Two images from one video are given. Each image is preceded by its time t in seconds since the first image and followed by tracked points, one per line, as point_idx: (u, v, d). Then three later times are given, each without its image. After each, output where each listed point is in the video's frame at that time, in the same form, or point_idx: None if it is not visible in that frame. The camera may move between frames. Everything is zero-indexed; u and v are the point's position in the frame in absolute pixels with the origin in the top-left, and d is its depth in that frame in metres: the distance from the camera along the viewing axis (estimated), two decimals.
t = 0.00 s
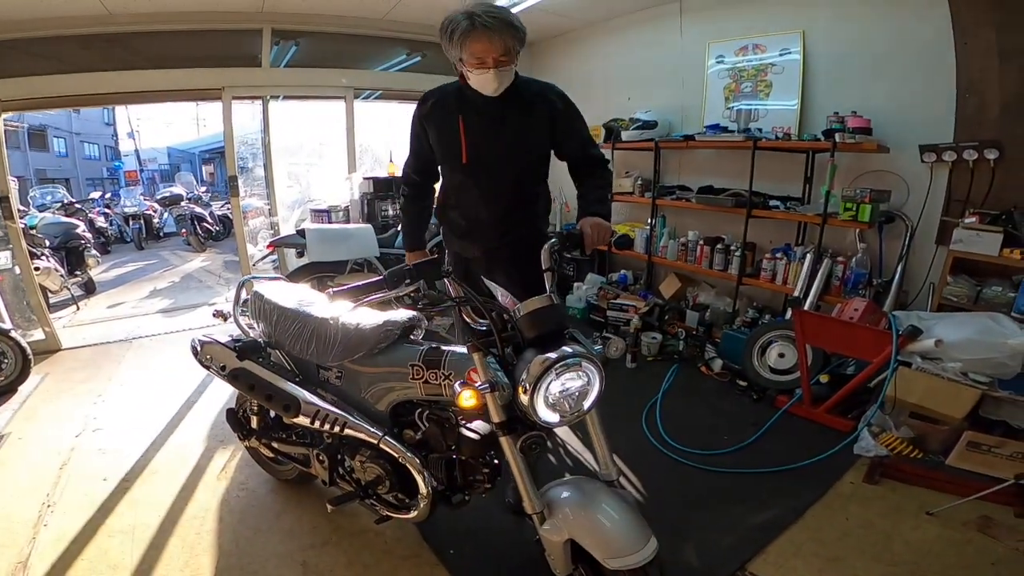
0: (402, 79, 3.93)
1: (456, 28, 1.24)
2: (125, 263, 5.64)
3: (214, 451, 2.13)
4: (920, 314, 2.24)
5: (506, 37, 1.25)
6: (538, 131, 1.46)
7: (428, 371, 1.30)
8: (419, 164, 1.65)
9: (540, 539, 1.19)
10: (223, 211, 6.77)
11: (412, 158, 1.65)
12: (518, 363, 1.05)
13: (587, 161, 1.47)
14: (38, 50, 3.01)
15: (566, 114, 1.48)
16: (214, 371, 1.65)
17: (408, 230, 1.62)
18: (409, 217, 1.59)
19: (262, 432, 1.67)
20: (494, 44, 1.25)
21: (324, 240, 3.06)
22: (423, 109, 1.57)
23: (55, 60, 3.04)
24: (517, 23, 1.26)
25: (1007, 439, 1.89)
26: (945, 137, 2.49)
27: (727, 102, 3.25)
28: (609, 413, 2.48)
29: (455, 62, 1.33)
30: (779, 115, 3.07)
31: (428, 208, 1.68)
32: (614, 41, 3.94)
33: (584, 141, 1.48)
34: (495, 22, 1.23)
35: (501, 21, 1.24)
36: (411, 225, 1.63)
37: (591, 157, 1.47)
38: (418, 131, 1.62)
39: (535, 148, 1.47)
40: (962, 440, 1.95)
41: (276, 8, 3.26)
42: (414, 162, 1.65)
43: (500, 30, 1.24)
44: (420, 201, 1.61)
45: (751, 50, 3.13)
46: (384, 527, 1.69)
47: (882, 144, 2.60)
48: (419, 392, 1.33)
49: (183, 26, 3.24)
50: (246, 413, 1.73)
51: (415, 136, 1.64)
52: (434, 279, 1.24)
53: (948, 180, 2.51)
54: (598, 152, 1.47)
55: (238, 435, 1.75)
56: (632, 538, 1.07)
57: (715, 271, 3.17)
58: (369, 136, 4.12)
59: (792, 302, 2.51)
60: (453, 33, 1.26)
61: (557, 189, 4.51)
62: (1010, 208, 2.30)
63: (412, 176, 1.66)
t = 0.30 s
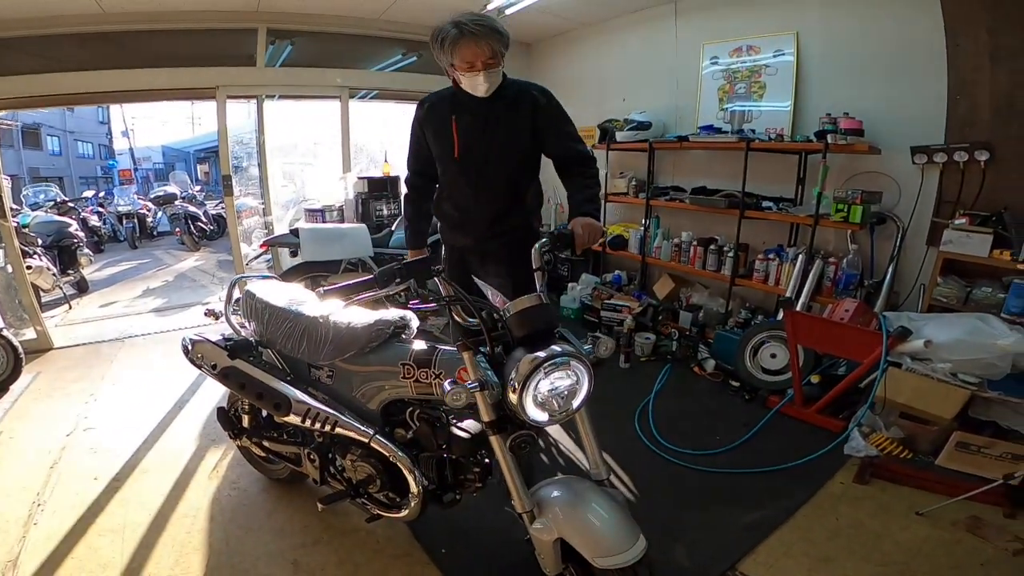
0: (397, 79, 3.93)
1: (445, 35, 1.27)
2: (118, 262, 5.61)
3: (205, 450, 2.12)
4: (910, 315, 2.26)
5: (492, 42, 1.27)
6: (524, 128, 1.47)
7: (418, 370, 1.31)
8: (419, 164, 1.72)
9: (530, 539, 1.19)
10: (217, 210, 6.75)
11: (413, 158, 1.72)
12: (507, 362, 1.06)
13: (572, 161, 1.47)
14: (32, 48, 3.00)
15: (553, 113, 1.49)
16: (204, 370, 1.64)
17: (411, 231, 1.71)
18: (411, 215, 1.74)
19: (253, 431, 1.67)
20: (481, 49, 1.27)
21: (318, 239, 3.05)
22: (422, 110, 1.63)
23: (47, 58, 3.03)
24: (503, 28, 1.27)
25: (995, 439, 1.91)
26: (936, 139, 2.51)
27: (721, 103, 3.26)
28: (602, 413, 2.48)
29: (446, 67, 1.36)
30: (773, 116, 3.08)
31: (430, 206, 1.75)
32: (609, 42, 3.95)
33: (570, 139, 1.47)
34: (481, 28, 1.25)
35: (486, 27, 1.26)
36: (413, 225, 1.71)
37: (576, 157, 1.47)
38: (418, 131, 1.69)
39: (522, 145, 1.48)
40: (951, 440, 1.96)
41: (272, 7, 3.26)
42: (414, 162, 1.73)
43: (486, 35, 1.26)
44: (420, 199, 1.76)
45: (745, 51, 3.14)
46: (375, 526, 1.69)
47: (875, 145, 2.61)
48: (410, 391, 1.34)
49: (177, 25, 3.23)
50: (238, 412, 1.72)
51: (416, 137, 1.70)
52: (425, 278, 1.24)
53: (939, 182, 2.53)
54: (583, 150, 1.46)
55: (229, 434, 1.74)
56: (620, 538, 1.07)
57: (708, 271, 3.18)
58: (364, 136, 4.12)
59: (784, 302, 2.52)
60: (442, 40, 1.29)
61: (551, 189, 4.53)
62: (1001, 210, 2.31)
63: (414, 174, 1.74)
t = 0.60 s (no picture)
0: (393, 78, 3.92)
1: (442, 36, 1.32)
2: (111, 260, 5.58)
3: (197, 449, 2.11)
4: (901, 314, 2.28)
5: (487, 42, 1.31)
6: (520, 128, 1.52)
7: (410, 368, 1.30)
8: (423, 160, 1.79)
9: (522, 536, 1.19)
10: (211, 209, 6.72)
11: (418, 154, 1.80)
12: (498, 360, 1.06)
13: (566, 159, 1.45)
14: (24, 45, 2.98)
15: (548, 111, 1.51)
16: (195, 368, 1.63)
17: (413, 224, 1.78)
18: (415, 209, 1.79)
19: (245, 430, 1.66)
20: (476, 47, 1.31)
21: (313, 237, 3.05)
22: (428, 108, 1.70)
23: (40, 55, 3.01)
24: (498, 28, 1.31)
25: (984, 438, 1.93)
26: (928, 140, 2.52)
27: (716, 103, 3.28)
28: (596, 412, 2.48)
29: (445, 64, 1.41)
30: (767, 116, 3.10)
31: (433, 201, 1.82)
32: (605, 41, 3.95)
33: (562, 137, 1.48)
34: (476, 29, 1.30)
35: (481, 27, 1.30)
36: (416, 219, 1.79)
37: (571, 155, 1.45)
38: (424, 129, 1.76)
39: (517, 144, 1.53)
40: (941, 439, 1.98)
41: (267, 5, 3.25)
42: (419, 158, 1.80)
43: (481, 36, 1.30)
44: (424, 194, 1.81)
45: (740, 51, 3.15)
46: (367, 525, 1.69)
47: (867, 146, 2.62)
48: (402, 388, 1.34)
49: (171, 22, 3.21)
50: (230, 410, 1.72)
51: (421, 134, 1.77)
52: (415, 274, 1.24)
53: (931, 182, 2.54)
54: (577, 149, 1.46)
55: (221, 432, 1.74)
56: (610, 537, 1.07)
57: (701, 271, 3.19)
58: (359, 135, 4.11)
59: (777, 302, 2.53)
60: (440, 40, 1.34)
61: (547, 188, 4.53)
62: (992, 210, 2.33)
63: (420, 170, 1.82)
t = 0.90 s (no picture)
0: (389, 76, 3.91)
1: (462, 32, 1.35)
2: (104, 258, 5.55)
3: (191, 447, 2.10)
4: (893, 313, 2.29)
5: (504, 40, 1.34)
6: (532, 128, 1.56)
7: (404, 365, 1.31)
8: (437, 157, 1.83)
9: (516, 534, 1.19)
10: (206, 207, 6.69)
11: (431, 151, 1.84)
12: (492, 357, 1.06)
13: (568, 159, 1.49)
14: (15, 42, 2.95)
15: (559, 113, 1.54)
16: (189, 365, 1.63)
17: (425, 220, 1.81)
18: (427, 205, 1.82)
19: (239, 429, 1.66)
20: (494, 44, 1.34)
21: (308, 235, 3.04)
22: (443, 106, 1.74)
23: (33, 52, 2.99)
24: (516, 27, 1.34)
25: (976, 436, 1.95)
26: (922, 140, 2.54)
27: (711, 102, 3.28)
28: (591, 410, 2.49)
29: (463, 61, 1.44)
30: (762, 116, 3.10)
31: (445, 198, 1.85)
32: (601, 40, 3.95)
33: (571, 138, 1.52)
34: (495, 27, 1.32)
35: (500, 26, 1.33)
36: (428, 215, 1.82)
37: (574, 156, 1.48)
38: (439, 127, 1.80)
39: (529, 144, 1.56)
40: (934, 437, 2.00)
41: (262, 3, 3.24)
42: (433, 156, 1.84)
43: (499, 33, 1.33)
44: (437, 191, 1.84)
45: (735, 50, 3.16)
46: (361, 523, 1.68)
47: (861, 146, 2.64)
48: (396, 386, 1.34)
49: (165, 19, 3.20)
50: (224, 408, 1.71)
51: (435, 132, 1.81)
52: (408, 271, 1.28)
53: (925, 182, 2.56)
54: (582, 150, 1.50)
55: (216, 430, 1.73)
56: (603, 534, 1.07)
57: (697, 269, 3.19)
58: (355, 132, 4.10)
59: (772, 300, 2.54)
60: (460, 37, 1.37)
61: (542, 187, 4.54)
62: (985, 210, 2.35)
63: (434, 168, 1.86)
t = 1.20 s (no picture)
0: (389, 75, 3.91)
1: (490, 33, 1.42)
2: (105, 257, 5.56)
3: (191, 447, 2.11)
4: (893, 311, 2.30)
5: (529, 41, 1.40)
6: (550, 129, 1.60)
7: (404, 364, 1.31)
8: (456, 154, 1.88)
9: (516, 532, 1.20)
10: (207, 206, 6.69)
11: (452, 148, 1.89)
12: (491, 356, 1.06)
13: (578, 159, 1.52)
14: (14, 42, 2.96)
15: (576, 115, 1.59)
16: (190, 365, 1.63)
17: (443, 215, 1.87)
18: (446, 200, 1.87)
19: (240, 428, 1.66)
20: (519, 44, 1.40)
21: (308, 234, 3.05)
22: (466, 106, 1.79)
23: (34, 52, 3.00)
24: (541, 30, 1.40)
25: (975, 435, 1.95)
26: (923, 138, 2.53)
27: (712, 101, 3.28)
28: (591, 409, 2.49)
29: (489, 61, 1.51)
30: (762, 114, 3.10)
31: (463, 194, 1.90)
32: (601, 38, 3.95)
33: (586, 140, 1.56)
34: (521, 29, 1.39)
35: (525, 27, 1.39)
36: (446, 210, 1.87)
37: (583, 156, 1.51)
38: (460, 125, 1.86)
39: (546, 144, 1.61)
40: (933, 435, 2.00)
41: (261, 2, 3.24)
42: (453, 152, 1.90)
43: (524, 34, 1.39)
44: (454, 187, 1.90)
45: (735, 49, 3.16)
46: (361, 522, 1.69)
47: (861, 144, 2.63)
48: (396, 384, 1.34)
49: (165, 19, 3.20)
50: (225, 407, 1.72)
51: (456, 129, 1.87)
52: (409, 270, 1.25)
53: (925, 180, 2.55)
54: (591, 152, 1.53)
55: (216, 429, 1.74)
56: (602, 532, 1.08)
57: (697, 268, 3.19)
58: (356, 132, 4.10)
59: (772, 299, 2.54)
60: (488, 37, 1.44)
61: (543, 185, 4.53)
62: (985, 209, 2.34)
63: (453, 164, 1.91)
